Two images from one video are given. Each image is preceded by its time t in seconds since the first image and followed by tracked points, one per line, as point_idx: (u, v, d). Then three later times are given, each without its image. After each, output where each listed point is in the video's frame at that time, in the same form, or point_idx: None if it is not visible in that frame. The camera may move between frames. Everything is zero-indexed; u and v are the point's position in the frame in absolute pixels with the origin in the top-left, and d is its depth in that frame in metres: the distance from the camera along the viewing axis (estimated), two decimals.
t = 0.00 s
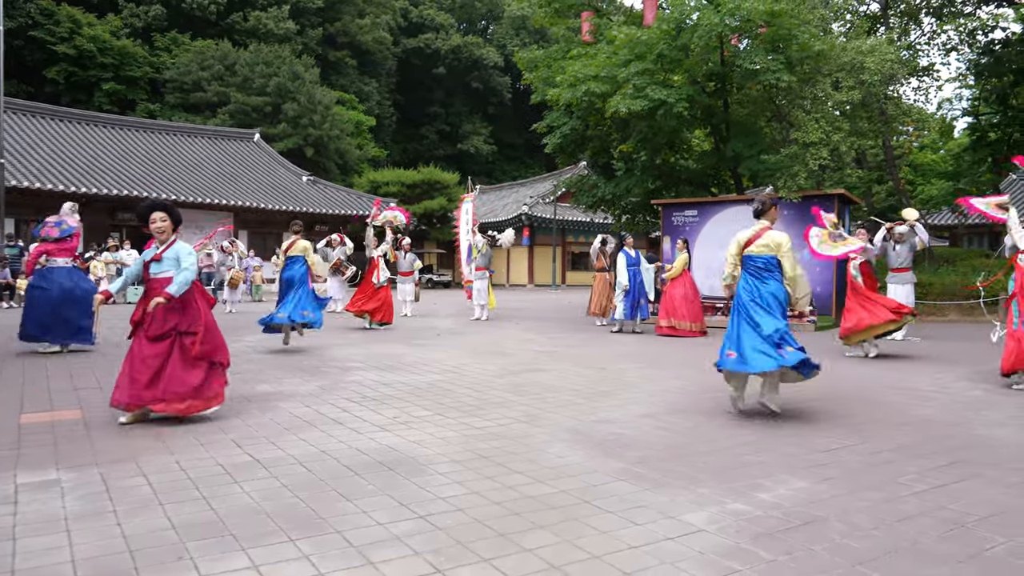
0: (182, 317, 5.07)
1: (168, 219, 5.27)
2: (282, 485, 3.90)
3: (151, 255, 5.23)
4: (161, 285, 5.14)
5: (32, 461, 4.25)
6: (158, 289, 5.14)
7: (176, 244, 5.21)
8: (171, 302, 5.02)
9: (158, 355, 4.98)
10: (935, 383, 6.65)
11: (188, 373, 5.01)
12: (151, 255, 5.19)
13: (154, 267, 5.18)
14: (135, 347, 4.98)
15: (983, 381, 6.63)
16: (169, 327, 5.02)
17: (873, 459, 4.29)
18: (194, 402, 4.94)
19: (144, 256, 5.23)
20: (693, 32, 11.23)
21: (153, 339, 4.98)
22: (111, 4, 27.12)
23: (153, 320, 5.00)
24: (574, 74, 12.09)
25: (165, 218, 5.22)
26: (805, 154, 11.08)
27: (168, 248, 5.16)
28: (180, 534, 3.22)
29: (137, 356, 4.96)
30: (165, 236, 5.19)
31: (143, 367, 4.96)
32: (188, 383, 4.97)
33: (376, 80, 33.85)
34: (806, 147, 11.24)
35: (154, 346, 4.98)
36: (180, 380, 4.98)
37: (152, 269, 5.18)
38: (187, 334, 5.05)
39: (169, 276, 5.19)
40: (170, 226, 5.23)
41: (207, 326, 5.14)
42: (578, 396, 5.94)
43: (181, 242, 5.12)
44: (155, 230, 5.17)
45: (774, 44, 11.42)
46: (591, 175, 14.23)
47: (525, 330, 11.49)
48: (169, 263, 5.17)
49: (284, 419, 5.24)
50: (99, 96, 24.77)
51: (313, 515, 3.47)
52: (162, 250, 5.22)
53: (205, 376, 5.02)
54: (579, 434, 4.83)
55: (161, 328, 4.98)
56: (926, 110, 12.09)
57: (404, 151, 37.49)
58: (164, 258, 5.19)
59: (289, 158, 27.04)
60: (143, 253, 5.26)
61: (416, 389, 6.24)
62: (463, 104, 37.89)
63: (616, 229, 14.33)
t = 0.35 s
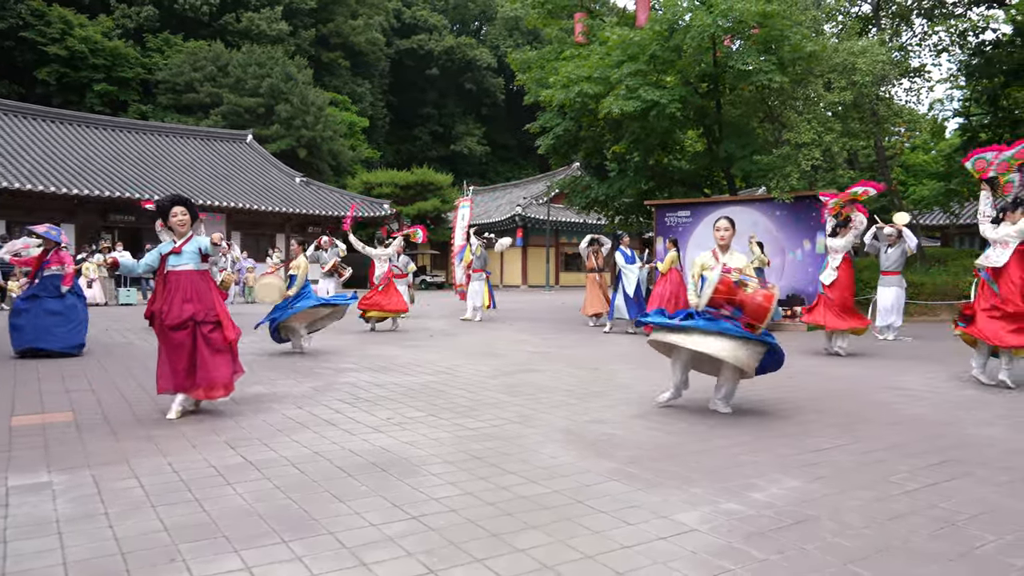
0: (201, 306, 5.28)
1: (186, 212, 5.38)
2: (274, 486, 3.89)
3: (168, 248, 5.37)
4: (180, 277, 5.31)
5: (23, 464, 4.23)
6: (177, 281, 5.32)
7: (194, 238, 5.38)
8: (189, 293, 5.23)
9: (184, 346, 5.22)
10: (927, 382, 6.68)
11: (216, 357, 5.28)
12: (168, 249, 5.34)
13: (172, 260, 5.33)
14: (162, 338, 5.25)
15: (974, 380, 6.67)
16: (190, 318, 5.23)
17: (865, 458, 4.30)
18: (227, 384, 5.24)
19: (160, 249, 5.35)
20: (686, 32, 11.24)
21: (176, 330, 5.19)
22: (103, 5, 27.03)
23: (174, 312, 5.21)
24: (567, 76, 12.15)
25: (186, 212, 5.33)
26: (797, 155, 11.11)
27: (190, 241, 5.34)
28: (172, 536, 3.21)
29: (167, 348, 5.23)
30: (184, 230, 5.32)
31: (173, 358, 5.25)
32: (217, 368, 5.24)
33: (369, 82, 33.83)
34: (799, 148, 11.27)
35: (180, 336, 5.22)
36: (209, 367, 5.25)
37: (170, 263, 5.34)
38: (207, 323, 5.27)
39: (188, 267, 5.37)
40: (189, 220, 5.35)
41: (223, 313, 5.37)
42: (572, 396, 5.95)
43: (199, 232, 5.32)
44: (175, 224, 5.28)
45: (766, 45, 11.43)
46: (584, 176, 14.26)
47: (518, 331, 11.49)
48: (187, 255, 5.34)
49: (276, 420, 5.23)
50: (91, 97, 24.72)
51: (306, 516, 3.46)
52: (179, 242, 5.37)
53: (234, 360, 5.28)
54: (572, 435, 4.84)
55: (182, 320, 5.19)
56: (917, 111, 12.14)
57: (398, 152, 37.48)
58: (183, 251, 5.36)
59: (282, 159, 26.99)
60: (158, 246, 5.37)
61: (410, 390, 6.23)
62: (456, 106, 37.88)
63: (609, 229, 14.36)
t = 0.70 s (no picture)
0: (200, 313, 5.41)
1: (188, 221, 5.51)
2: (252, 492, 3.85)
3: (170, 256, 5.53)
4: (181, 283, 5.45)
5: None
6: (178, 286, 5.45)
7: (196, 246, 5.57)
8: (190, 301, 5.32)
9: (178, 349, 5.30)
10: (904, 386, 6.76)
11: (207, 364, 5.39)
12: (171, 256, 5.50)
13: (174, 267, 5.48)
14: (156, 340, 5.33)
15: (950, 383, 6.76)
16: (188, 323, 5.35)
17: (841, 461, 4.34)
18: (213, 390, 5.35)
19: (163, 256, 5.49)
20: (666, 38, 11.28)
21: (174, 334, 5.29)
22: (81, 6, 26.73)
23: (174, 316, 5.33)
24: (549, 81, 12.16)
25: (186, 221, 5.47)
26: (777, 161, 11.28)
27: (190, 250, 5.49)
28: (147, 544, 3.17)
29: (160, 351, 5.31)
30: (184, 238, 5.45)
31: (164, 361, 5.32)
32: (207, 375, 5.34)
33: (351, 85, 33.77)
34: (778, 154, 11.39)
35: (176, 340, 5.31)
36: (199, 373, 5.35)
37: (172, 269, 5.49)
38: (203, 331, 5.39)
39: (189, 275, 5.51)
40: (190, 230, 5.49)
41: (221, 321, 5.50)
42: (553, 401, 5.95)
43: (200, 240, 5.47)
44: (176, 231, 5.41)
45: (746, 52, 11.52)
46: (566, 181, 14.31)
47: (499, 335, 11.48)
48: (190, 262, 5.50)
49: (255, 426, 5.18)
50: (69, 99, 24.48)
51: (284, 523, 3.43)
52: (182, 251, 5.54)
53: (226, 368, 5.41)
54: (553, 440, 4.84)
55: (181, 324, 5.30)
56: (894, 118, 12.31)
57: (380, 156, 37.40)
58: (184, 259, 5.52)
59: (263, 163, 26.85)
60: (160, 253, 5.51)
61: (390, 395, 6.20)
62: (439, 110, 37.86)
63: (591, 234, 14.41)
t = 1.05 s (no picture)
0: (206, 320, 5.51)
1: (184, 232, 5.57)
2: (227, 502, 3.80)
3: (169, 266, 5.58)
4: (185, 291, 5.52)
5: None
6: (182, 294, 5.51)
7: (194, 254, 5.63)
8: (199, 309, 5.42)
9: (188, 356, 5.41)
10: (877, 392, 6.84)
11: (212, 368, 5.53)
12: (171, 264, 5.57)
13: (175, 275, 5.55)
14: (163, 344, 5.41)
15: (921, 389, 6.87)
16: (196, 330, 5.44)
17: (816, 467, 4.38)
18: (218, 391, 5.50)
19: (163, 265, 5.55)
20: (644, 47, 11.38)
21: (184, 341, 5.39)
22: (54, 10, 26.39)
23: (182, 323, 5.40)
24: (527, 89, 12.15)
25: (185, 231, 5.51)
26: (753, 169, 11.48)
27: (191, 258, 5.57)
28: (117, 555, 3.11)
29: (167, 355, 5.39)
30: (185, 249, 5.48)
31: (171, 365, 5.40)
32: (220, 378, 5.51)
33: (329, 92, 33.66)
34: (754, 162, 11.61)
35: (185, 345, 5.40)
36: (208, 377, 5.50)
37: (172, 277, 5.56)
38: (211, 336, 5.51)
39: (190, 283, 5.58)
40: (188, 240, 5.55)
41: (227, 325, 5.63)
42: (531, 409, 5.95)
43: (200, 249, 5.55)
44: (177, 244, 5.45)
45: (722, 62, 11.64)
46: (544, 188, 14.35)
47: (477, 343, 11.46)
48: (190, 270, 5.57)
49: (231, 435, 5.12)
50: (42, 104, 24.13)
51: (259, 532, 3.38)
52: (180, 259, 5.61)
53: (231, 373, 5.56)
54: (531, 447, 4.83)
55: (190, 331, 5.39)
56: (868, 127, 12.57)
57: (358, 163, 37.27)
58: (185, 267, 5.59)
59: (240, 169, 26.64)
60: (159, 262, 5.58)
61: (367, 403, 6.17)
62: (418, 117, 37.84)
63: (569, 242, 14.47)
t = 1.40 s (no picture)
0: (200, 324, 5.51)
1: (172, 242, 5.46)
2: (209, 506, 3.76)
3: (158, 275, 5.50)
4: (174, 301, 5.46)
5: None
6: (171, 305, 5.45)
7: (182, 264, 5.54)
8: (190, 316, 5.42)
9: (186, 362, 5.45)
10: (859, 392, 6.89)
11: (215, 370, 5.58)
12: (158, 275, 5.48)
13: (163, 286, 5.48)
14: (161, 357, 5.42)
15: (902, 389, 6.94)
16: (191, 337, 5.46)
17: (799, 467, 4.41)
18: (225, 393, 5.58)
19: (149, 275, 5.47)
20: (627, 50, 11.44)
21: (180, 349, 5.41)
22: (34, 12, 26.14)
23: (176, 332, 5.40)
24: (511, 91, 12.14)
25: (172, 243, 5.40)
26: (735, 172, 11.51)
27: (179, 269, 5.49)
28: (98, 561, 3.07)
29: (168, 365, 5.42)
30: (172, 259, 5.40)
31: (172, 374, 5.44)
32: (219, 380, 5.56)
33: (312, 94, 33.55)
34: (737, 164, 11.63)
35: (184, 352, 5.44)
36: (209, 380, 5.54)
37: (161, 288, 5.48)
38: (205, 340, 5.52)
39: (179, 293, 5.52)
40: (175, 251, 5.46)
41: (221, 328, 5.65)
42: (515, 411, 5.95)
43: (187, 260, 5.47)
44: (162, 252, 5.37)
45: (705, 65, 11.69)
46: (529, 190, 14.37)
47: (462, 345, 11.44)
48: (179, 281, 5.51)
49: (214, 439, 5.08)
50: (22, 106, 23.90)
51: (241, 537, 3.35)
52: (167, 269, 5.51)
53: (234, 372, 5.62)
54: (515, 450, 4.83)
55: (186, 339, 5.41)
56: (849, 130, 12.71)
57: (342, 166, 37.18)
58: (173, 277, 5.51)
59: (223, 171, 26.49)
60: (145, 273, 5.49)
61: (352, 406, 6.14)
62: (402, 120, 37.79)
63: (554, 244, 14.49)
